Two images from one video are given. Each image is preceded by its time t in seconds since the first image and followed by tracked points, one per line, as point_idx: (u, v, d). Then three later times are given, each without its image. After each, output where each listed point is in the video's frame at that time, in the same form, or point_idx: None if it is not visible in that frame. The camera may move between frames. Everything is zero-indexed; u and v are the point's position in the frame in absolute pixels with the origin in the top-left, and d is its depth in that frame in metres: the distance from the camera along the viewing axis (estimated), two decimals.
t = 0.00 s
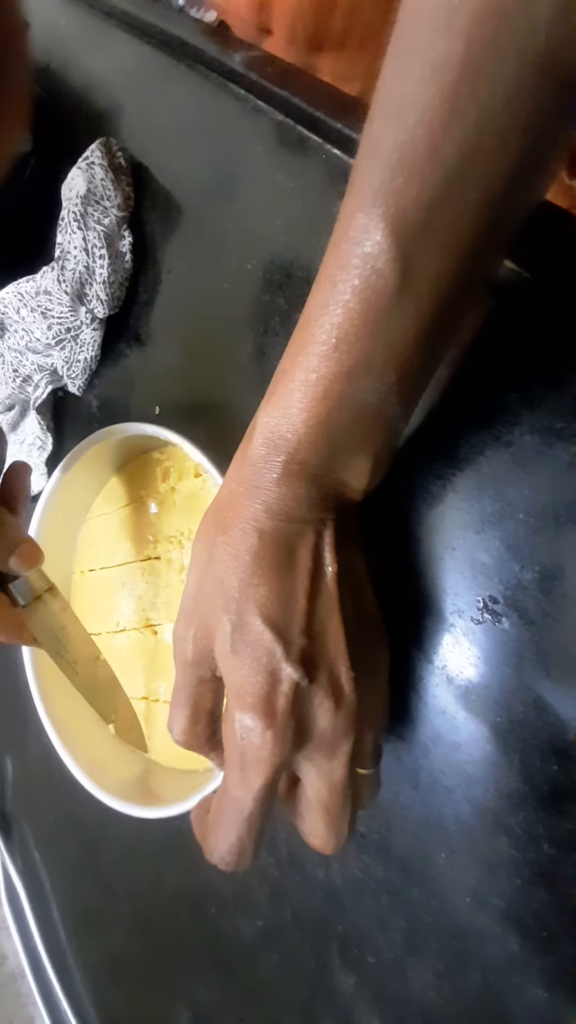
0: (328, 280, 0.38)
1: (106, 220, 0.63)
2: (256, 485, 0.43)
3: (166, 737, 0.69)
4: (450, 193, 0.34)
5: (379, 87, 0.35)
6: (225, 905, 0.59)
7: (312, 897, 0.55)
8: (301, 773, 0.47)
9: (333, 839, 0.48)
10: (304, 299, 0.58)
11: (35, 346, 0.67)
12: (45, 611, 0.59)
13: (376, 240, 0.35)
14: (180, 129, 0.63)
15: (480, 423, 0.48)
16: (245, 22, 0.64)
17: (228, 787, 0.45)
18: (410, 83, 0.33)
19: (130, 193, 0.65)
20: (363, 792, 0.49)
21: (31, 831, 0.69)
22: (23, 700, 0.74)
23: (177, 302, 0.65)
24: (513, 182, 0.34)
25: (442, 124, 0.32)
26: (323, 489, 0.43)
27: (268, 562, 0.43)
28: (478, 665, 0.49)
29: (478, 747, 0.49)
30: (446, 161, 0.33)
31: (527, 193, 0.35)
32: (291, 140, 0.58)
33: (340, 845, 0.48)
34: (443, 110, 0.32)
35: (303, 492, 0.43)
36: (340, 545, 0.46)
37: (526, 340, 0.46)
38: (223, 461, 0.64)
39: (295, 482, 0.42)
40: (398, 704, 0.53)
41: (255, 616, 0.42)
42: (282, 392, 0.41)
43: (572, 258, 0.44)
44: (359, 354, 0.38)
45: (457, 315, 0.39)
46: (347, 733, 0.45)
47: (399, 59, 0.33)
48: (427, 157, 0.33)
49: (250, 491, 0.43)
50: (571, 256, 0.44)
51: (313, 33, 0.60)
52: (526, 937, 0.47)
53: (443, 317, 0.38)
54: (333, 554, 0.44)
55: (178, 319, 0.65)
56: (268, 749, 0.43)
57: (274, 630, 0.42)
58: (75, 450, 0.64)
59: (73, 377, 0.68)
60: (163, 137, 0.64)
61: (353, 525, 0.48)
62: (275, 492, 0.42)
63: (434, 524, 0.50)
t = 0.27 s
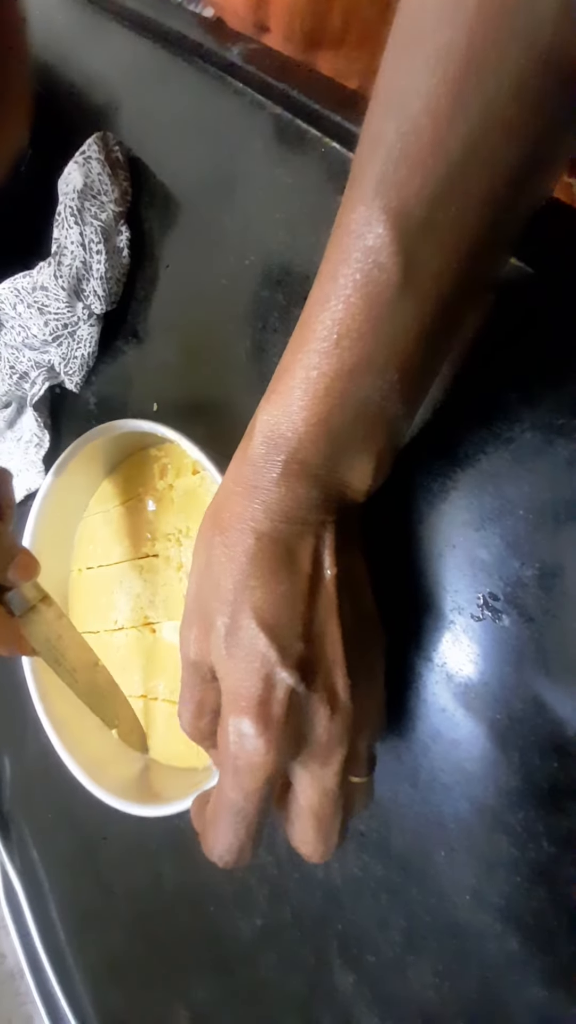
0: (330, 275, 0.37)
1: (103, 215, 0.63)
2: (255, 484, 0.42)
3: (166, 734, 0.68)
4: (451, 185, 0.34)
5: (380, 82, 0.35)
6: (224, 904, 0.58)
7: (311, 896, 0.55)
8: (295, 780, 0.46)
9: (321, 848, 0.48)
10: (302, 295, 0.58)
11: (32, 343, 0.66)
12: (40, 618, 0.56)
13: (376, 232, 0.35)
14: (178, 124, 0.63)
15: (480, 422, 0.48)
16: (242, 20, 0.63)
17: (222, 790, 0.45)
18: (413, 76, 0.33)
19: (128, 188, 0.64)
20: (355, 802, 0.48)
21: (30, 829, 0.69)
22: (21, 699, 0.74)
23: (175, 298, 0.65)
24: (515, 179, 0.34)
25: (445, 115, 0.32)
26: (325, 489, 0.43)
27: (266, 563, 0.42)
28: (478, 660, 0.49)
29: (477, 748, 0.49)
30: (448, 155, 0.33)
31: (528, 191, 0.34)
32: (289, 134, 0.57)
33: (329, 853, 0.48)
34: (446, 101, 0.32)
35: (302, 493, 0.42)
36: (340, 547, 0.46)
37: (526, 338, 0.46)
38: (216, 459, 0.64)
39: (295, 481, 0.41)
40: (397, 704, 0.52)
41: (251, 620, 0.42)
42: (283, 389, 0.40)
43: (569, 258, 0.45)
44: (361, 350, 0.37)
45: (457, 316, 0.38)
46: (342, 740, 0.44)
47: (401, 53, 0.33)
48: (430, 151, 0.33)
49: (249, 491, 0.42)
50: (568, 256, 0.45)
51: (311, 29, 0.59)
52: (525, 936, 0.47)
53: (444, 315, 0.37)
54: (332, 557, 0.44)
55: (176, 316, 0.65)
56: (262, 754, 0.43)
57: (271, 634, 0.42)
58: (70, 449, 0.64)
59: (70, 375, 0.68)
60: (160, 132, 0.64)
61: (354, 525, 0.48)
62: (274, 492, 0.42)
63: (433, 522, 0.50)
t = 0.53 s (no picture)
0: (309, 278, 0.35)
1: (102, 214, 0.63)
2: (236, 492, 0.41)
3: (162, 734, 0.67)
4: (430, 180, 0.31)
5: (354, 62, 0.32)
6: (221, 904, 0.58)
7: (309, 896, 0.55)
8: (275, 783, 0.45)
9: (304, 854, 0.47)
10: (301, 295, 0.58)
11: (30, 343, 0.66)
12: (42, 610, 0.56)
13: (354, 236, 0.33)
14: (177, 123, 0.63)
15: (478, 421, 0.48)
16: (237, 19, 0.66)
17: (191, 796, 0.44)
18: (392, 61, 0.30)
19: (126, 187, 0.64)
20: (342, 809, 0.48)
21: (26, 830, 0.69)
22: (20, 699, 0.74)
23: (173, 297, 0.65)
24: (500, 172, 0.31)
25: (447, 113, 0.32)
26: (306, 489, 0.41)
27: (242, 566, 0.41)
28: (476, 661, 0.49)
29: (474, 748, 0.49)
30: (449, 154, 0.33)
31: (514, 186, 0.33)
32: (289, 135, 0.58)
33: (311, 862, 0.47)
34: (425, 94, 0.30)
35: (282, 497, 0.40)
36: (324, 546, 0.45)
37: (525, 338, 0.46)
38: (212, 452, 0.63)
39: (275, 485, 0.40)
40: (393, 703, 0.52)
41: (225, 621, 0.41)
42: (262, 396, 0.38)
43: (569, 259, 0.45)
44: (341, 355, 0.36)
45: (443, 309, 0.37)
46: (315, 745, 0.44)
47: (378, 33, 0.30)
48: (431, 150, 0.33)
49: (229, 494, 0.41)
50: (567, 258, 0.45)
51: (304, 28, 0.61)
52: (524, 936, 0.47)
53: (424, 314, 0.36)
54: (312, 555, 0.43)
55: (174, 315, 0.65)
56: (230, 755, 0.42)
57: (239, 631, 0.41)
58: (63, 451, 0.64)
59: (69, 374, 0.68)
60: (159, 131, 0.64)
61: (339, 528, 0.47)
62: (254, 497, 0.40)
63: (430, 522, 0.50)
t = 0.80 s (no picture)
0: (293, 284, 0.36)
1: (102, 219, 0.63)
2: (228, 494, 0.41)
3: (161, 732, 0.68)
4: (405, 182, 0.31)
5: (333, 72, 0.32)
6: (221, 905, 0.58)
7: (308, 897, 0.55)
8: (278, 781, 0.46)
9: (308, 853, 0.47)
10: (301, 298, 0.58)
11: (31, 346, 0.66)
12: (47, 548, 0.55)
13: (337, 244, 0.33)
14: (177, 127, 0.63)
15: (476, 422, 0.48)
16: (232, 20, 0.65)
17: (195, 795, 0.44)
18: (362, 65, 0.30)
19: (127, 192, 0.65)
20: (346, 808, 0.49)
21: (28, 831, 0.69)
22: (20, 701, 0.74)
23: (174, 300, 0.65)
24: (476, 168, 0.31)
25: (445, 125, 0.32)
26: (299, 490, 0.41)
27: (237, 567, 0.41)
28: (476, 663, 0.49)
29: (474, 748, 0.49)
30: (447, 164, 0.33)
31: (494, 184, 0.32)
32: (288, 139, 0.58)
33: (317, 861, 0.47)
34: (397, 97, 0.29)
35: (275, 496, 0.41)
36: (319, 542, 0.44)
37: (522, 338, 0.46)
38: (211, 453, 0.63)
39: (267, 485, 0.40)
40: (396, 702, 0.52)
41: (224, 623, 0.41)
42: (252, 401, 0.39)
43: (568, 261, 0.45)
44: (326, 358, 0.36)
45: (434, 311, 0.36)
46: (317, 740, 0.43)
47: (351, 39, 0.30)
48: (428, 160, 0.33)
49: (223, 495, 0.41)
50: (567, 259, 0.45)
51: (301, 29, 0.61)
52: (523, 938, 0.47)
53: (410, 316, 0.35)
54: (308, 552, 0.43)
55: (174, 318, 0.65)
56: (231, 757, 0.42)
57: (239, 631, 0.41)
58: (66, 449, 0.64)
59: (70, 377, 0.68)
60: (159, 136, 0.64)
61: (335, 528, 0.46)
62: (247, 496, 0.41)
63: (428, 524, 0.50)
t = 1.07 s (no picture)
0: (295, 286, 0.36)
1: (105, 220, 0.63)
2: (230, 494, 0.41)
3: (163, 726, 0.68)
4: (410, 185, 0.31)
5: (336, 76, 0.32)
6: (222, 900, 0.59)
7: (309, 894, 0.55)
8: (278, 777, 0.46)
9: (307, 850, 0.48)
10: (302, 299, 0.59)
11: (34, 346, 0.67)
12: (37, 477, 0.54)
13: (342, 246, 0.33)
14: (179, 129, 0.64)
15: (477, 422, 0.48)
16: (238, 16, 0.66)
17: (195, 788, 0.45)
18: (365, 70, 0.30)
19: (129, 192, 0.65)
20: (347, 808, 0.49)
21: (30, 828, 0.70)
22: (24, 697, 0.74)
23: (175, 301, 0.65)
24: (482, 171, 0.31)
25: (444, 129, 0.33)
26: (300, 490, 0.42)
27: (238, 566, 0.41)
28: (476, 662, 0.49)
29: (474, 746, 0.50)
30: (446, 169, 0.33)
31: (497, 185, 0.32)
32: (289, 140, 0.58)
33: (317, 858, 0.48)
34: (402, 102, 0.30)
35: (277, 496, 0.41)
36: (320, 541, 0.45)
37: (522, 338, 0.47)
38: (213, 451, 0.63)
39: (269, 485, 0.41)
40: (397, 701, 0.53)
41: (226, 622, 0.41)
42: (255, 402, 0.39)
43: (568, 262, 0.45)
44: (327, 360, 0.36)
45: (434, 314, 0.37)
46: (318, 739, 0.44)
47: (353, 43, 0.30)
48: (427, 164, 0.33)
49: (226, 495, 0.42)
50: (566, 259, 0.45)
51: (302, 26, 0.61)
52: (521, 934, 0.47)
53: (415, 314, 0.36)
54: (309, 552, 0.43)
55: (176, 318, 0.65)
56: (233, 755, 0.42)
57: (240, 629, 0.41)
58: (72, 446, 0.64)
59: (72, 377, 0.69)
60: (161, 137, 0.64)
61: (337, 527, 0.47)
62: (249, 495, 0.41)
63: (429, 523, 0.50)
